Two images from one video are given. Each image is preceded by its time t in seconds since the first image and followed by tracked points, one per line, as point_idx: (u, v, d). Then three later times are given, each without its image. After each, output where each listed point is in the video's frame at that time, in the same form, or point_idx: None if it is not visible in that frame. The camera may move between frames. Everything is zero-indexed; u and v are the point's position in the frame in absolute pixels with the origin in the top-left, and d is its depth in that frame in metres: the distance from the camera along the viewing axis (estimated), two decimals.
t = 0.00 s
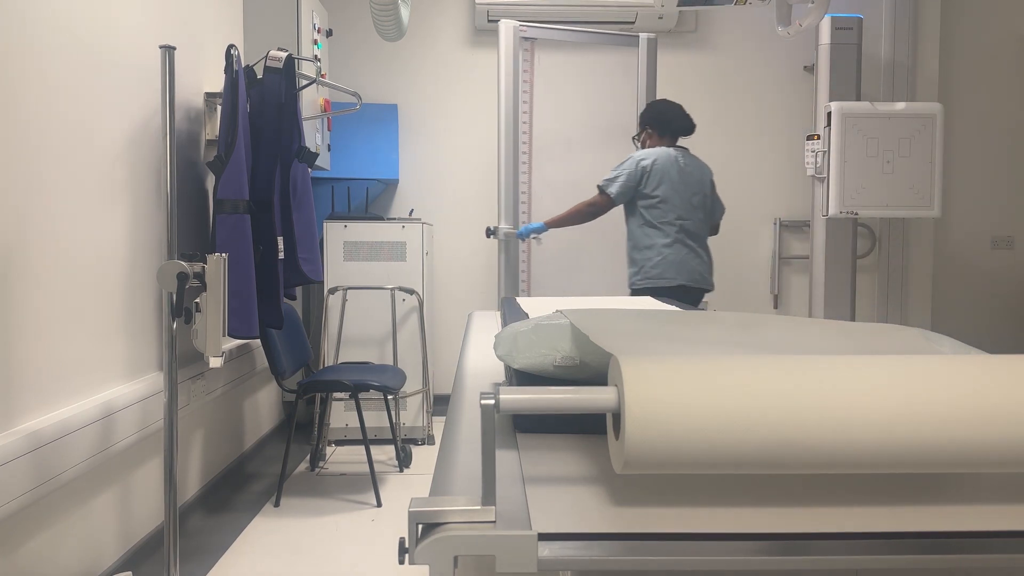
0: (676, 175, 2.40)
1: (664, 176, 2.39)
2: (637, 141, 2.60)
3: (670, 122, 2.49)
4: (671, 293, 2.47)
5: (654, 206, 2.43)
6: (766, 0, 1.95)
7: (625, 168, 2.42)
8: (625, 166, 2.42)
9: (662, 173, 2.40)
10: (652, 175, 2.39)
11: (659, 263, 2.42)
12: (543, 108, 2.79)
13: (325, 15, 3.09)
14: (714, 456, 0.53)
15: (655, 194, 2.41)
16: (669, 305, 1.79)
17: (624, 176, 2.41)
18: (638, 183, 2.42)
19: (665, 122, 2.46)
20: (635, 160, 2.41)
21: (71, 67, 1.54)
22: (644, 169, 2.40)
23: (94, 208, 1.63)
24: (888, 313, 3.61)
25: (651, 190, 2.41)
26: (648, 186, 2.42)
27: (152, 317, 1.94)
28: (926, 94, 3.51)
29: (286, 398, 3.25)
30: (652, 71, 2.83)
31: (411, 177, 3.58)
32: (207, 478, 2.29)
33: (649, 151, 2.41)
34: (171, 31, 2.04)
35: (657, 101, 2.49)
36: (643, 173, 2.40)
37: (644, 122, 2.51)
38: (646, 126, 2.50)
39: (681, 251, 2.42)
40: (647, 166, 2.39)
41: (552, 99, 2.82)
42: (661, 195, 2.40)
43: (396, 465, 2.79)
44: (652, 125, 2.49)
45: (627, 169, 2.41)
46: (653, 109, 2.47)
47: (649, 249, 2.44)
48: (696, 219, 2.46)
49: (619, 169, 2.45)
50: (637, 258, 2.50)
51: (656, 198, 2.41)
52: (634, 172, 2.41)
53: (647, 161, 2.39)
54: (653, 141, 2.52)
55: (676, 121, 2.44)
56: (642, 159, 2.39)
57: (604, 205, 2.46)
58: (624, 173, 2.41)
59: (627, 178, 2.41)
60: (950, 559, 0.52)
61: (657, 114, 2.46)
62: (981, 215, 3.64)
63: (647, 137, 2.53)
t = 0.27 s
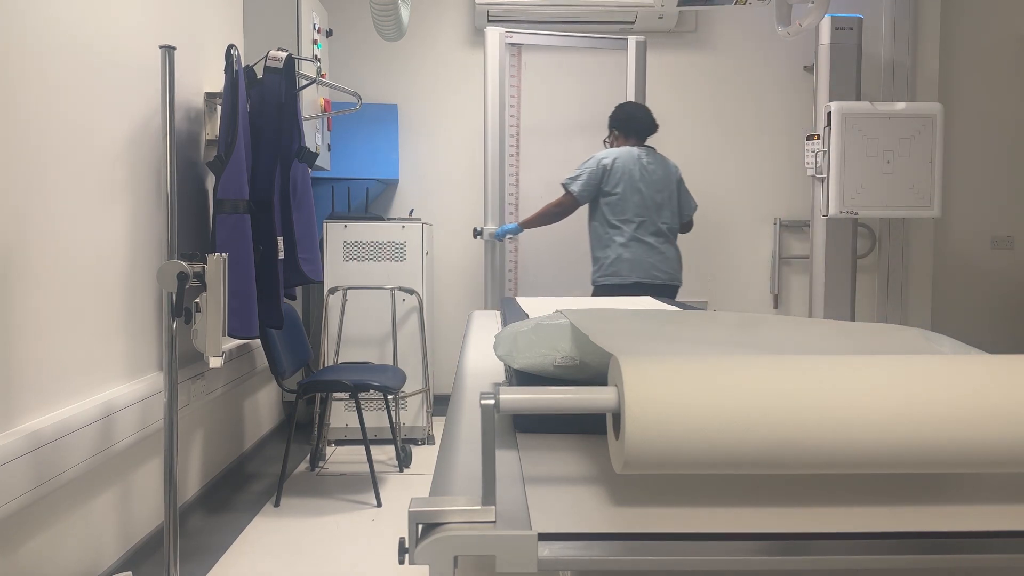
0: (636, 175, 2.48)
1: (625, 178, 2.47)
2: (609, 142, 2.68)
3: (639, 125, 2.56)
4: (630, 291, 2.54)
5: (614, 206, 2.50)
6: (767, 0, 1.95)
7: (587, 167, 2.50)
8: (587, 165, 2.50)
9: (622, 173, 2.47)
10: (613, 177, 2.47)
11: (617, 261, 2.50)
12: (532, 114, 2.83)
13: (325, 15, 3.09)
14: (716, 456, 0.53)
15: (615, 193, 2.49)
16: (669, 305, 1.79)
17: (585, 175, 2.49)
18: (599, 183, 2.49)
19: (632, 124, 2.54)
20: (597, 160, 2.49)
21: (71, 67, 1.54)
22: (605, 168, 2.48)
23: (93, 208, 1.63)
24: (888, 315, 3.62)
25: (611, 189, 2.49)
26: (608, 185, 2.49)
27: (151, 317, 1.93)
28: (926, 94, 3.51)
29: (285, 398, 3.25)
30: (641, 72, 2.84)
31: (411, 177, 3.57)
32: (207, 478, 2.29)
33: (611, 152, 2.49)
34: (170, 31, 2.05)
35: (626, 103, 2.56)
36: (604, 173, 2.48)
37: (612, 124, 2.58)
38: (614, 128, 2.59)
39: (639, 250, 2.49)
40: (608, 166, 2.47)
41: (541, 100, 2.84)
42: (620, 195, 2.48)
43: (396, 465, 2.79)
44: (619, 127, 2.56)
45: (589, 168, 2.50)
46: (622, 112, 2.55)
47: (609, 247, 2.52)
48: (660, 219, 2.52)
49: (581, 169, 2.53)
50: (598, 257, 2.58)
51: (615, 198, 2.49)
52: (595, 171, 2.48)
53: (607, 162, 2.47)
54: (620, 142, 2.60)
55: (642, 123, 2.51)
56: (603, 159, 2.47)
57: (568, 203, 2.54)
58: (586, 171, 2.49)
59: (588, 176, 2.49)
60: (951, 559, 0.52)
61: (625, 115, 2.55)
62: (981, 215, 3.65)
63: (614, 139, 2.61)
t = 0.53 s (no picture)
0: (595, 177, 2.69)
1: (583, 179, 2.69)
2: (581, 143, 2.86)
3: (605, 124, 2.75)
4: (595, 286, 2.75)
5: (577, 206, 2.72)
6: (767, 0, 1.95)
7: (550, 171, 2.73)
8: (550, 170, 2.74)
9: (581, 176, 2.70)
10: (571, 179, 2.70)
11: (580, 258, 2.72)
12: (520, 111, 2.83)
13: (325, 15, 3.09)
14: (716, 456, 0.53)
15: (576, 195, 2.71)
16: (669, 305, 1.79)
17: (548, 178, 2.73)
18: (562, 185, 2.72)
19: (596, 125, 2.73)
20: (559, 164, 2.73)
21: (71, 67, 1.54)
22: (566, 172, 2.71)
23: (93, 207, 1.63)
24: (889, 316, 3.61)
25: (572, 191, 2.72)
26: (570, 187, 2.72)
27: (151, 318, 1.94)
28: (926, 94, 3.51)
29: (286, 398, 3.25)
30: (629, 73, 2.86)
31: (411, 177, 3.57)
32: (207, 478, 2.29)
33: (572, 156, 2.72)
34: (171, 31, 2.05)
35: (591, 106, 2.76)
36: (565, 176, 2.70)
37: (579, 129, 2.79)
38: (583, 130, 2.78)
39: (599, 248, 2.71)
40: (568, 170, 2.70)
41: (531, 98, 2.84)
42: (580, 196, 2.70)
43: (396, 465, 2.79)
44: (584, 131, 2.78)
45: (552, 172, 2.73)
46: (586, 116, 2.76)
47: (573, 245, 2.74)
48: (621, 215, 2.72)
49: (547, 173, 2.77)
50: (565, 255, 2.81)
51: (576, 199, 2.72)
52: (557, 174, 2.72)
53: (566, 166, 2.70)
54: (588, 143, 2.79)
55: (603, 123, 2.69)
56: (564, 163, 2.70)
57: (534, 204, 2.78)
58: (550, 175, 2.73)
59: (551, 180, 2.72)
60: (951, 559, 0.52)
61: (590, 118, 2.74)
62: (981, 215, 3.65)
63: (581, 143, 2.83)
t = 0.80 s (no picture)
0: (572, 179, 2.86)
1: (561, 180, 2.86)
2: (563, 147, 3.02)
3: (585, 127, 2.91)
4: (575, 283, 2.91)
5: (556, 207, 2.89)
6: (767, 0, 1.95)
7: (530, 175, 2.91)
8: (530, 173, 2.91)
9: (559, 178, 2.86)
10: (550, 180, 2.87)
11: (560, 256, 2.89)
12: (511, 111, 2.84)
13: (325, 15, 3.09)
14: (716, 456, 0.53)
15: (555, 196, 2.88)
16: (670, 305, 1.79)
17: (528, 181, 2.90)
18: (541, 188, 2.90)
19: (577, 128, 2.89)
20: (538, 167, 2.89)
21: (71, 66, 1.54)
22: (545, 174, 2.88)
23: (93, 207, 1.63)
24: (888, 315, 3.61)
25: (551, 193, 2.89)
26: (549, 189, 2.90)
27: (151, 318, 1.94)
28: (926, 94, 3.51)
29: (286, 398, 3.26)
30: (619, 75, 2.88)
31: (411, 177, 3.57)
32: (207, 478, 2.29)
33: (550, 159, 2.89)
34: (171, 31, 2.05)
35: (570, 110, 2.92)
36: (544, 179, 2.88)
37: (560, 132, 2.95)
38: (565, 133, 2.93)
39: (578, 246, 2.87)
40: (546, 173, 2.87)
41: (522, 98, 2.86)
42: (558, 197, 2.87)
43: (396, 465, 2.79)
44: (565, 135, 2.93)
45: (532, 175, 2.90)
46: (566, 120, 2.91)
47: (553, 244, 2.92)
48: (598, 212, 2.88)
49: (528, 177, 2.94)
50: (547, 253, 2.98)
51: (555, 200, 2.88)
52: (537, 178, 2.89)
53: (544, 169, 2.88)
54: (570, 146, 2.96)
55: (580, 127, 2.86)
56: (542, 166, 2.87)
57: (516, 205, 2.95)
58: (530, 178, 2.90)
59: (531, 183, 2.89)
60: (952, 558, 0.52)
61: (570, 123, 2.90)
62: (982, 215, 3.65)
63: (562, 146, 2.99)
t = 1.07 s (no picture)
0: (566, 180, 2.86)
1: (554, 182, 2.86)
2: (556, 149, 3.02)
3: (578, 129, 2.92)
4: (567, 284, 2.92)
5: (548, 209, 2.90)
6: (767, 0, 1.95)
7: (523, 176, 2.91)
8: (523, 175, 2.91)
9: (552, 180, 2.86)
10: (543, 181, 2.88)
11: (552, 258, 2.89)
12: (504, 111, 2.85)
13: (325, 15, 3.09)
14: (716, 456, 0.53)
15: (548, 198, 2.88)
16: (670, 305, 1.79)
17: (521, 183, 2.90)
18: (535, 189, 2.90)
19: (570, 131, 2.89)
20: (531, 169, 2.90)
21: (71, 65, 1.54)
22: (538, 176, 2.88)
23: (93, 207, 1.63)
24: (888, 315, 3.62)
25: (544, 195, 2.89)
26: (542, 191, 2.90)
27: (151, 318, 1.94)
28: (926, 95, 3.51)
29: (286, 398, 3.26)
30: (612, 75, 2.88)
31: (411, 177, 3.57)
32: (207, 478, 2.29)
33: (544, 161, 2.89)
34: (170, 31, 2.05)
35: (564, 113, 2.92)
36: (537, 181, 2.88)
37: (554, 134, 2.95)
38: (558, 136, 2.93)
39: (570, 248, 2.88)
40: (540, 174, 2.88)
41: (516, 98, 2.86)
42: (551, 199, 2.88)
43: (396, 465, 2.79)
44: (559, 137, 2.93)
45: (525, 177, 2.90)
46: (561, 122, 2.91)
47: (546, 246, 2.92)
48: (590, 214, 2.88)
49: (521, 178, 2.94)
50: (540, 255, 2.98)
51: (548, 202, 2.89)
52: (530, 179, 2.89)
53: (538, 171, 2.88)
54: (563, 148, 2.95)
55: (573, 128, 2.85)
56: (536, 168, 2.88)
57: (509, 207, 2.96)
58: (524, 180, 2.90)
59: (524, 185, 2.90)
60: (952, 558, 0.52)
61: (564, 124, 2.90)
62: (982, 215, 3.65)
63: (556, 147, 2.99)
